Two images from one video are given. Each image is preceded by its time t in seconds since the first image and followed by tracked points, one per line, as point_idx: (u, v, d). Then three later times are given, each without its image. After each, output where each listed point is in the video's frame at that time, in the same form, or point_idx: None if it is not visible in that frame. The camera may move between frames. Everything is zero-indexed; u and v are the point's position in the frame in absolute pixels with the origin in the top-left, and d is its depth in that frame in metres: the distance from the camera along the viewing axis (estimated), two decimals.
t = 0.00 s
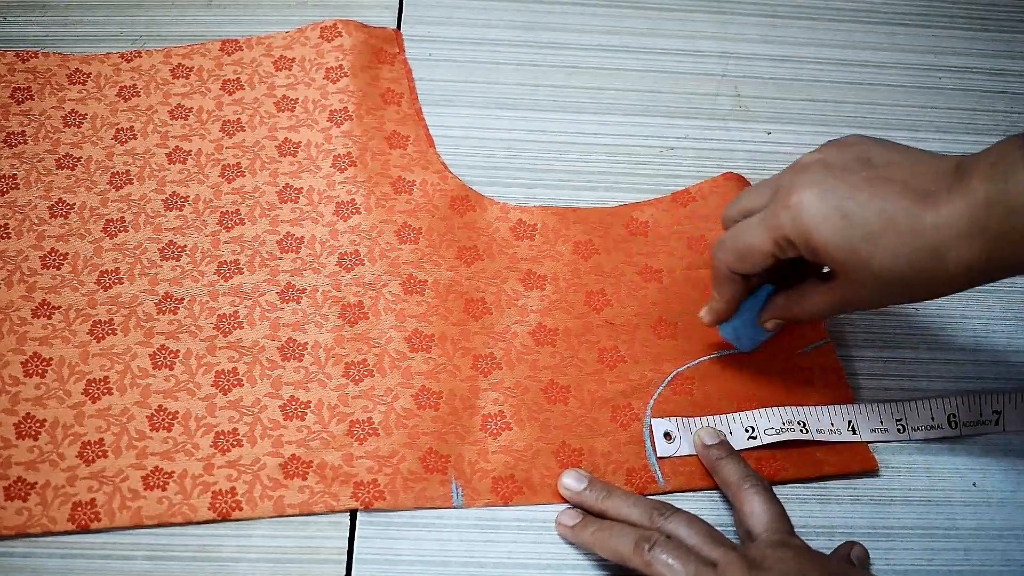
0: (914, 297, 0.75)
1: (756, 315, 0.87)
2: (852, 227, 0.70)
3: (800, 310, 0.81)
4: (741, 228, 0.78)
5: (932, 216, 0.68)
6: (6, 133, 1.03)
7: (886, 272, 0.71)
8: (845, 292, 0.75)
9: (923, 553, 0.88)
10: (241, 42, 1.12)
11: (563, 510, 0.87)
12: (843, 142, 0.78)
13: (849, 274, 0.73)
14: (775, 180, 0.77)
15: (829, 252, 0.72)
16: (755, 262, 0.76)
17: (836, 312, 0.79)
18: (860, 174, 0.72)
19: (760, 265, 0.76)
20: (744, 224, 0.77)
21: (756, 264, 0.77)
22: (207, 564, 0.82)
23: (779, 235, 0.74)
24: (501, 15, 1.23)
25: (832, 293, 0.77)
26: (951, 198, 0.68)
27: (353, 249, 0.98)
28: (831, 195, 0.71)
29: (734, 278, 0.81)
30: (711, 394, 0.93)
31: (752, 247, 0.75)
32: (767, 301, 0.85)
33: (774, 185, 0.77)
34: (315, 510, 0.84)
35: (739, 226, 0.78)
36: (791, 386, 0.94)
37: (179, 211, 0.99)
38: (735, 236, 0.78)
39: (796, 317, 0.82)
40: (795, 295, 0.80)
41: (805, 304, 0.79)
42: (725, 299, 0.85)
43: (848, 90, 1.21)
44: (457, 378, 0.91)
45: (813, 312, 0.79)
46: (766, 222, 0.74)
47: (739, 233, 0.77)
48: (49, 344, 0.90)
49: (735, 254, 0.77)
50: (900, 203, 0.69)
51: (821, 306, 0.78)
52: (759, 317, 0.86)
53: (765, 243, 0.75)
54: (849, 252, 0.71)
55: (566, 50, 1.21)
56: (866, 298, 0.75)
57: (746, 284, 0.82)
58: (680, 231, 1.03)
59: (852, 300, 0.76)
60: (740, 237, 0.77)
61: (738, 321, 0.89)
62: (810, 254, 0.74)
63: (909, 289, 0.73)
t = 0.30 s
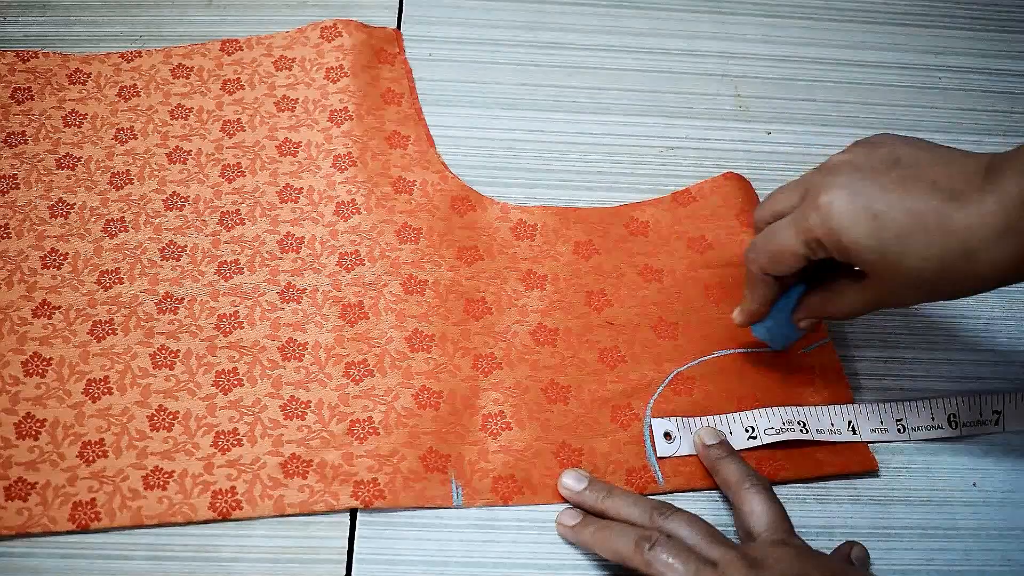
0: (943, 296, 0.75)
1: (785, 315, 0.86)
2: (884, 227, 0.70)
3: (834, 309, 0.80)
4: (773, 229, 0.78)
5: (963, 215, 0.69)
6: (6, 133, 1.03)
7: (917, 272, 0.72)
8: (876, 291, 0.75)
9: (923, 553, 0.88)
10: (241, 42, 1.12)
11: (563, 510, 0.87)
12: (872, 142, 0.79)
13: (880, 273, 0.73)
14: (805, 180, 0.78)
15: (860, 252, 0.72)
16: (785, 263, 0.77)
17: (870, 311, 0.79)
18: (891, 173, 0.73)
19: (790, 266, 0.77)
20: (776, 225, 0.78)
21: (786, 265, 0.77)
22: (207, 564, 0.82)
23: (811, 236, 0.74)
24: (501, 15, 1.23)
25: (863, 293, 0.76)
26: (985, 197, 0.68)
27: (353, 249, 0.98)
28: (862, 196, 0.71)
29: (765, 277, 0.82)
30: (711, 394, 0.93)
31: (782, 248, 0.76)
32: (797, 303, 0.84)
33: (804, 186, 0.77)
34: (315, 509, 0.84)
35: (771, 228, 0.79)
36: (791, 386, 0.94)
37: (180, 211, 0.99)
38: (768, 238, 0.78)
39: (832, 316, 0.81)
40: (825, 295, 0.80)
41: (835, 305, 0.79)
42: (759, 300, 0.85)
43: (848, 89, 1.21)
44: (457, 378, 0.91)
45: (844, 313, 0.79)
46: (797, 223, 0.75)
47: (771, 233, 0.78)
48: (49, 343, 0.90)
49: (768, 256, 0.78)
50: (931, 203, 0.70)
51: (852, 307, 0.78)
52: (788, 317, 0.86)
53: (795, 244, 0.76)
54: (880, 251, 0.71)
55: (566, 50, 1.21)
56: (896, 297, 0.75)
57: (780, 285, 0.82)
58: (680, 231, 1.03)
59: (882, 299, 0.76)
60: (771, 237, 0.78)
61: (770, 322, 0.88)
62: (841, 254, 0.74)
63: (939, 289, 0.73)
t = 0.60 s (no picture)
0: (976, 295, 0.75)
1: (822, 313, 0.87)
2: (922, 228, 0.70)
3: (873, 308, 0.81)
4: (812, 227, 0.78)
5: (1005, 216, 0.69)
6: (7, 133, 1.03)
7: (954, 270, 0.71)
8: (912, 290, 0.76)
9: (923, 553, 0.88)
10: (242, 42, 1.12)
11: (563, 509, 0.87)
12: (911, 139, 0.78)
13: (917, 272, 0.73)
14: (844, 178, 0.77)
15: (899, 250, 0.72)
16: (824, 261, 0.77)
17: (907, 309, 0.80)
18: (931, 173, 0.72)
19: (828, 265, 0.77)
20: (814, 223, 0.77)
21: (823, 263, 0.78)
22: (208, 564, 0.82)
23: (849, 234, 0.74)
24: (501, 15, 1.23)
25: (900, 292, 0.77)
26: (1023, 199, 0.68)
27: (354, 248, 0.98)
28: (903, 195, 0.71)
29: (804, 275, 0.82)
30: (711, 394, 0.93)
31: (821, 247, 0.76)
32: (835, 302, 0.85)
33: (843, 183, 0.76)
34: (315, 506, 0.84)
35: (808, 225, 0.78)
36: (791, 386, 0.94)
37: (180, 211, 0.99)
38: (806, 234, 0.78)
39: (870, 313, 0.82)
40: (865, 295, 0.81)
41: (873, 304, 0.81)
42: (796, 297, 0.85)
43: (848, 90, 1.21)
44: (457, 378, 0.91)
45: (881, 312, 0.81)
46: (836, 221, 0.75)
47: (809, 231, 0.78)
48: (50, 343, 0.90)
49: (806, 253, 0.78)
50: (973, 203, 0.69)
51: (889, 306, 0.79)
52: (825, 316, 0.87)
53: (833, 243, 0.75)
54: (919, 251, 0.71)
55: (566, 50, 1.21)
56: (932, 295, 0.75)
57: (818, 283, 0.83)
58: (681, 231, 1.03)
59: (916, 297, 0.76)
60: (809, 234, 0.77)
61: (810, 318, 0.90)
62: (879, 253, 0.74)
63: (976, 288, 0.73)
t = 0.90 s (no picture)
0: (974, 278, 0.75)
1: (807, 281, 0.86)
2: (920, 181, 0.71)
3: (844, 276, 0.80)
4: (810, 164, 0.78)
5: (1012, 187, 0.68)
6: (7, 133, 1.03)
7: (953, 239, 0.71)
8: (903, 259, 0.75)
9: (923, 553, 0.88)
10: (241, 43, 1.12)
11: (563, 510, 0.87)
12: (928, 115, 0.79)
13: (914, 235, 0.73)
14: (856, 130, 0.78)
15: (899, 202, 0.72)
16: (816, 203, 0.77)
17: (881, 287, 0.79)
18: (940, 134, 0.72)
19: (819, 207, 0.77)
20: (813, 161, 0.78)
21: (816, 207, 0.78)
22: (207, 564, 0.82)
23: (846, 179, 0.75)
24: (501, 15, 1.23)
25: (887, 261, 0.76)
26: None
27: (354, 249, 0.98)
28: (907, 147, 0.72)
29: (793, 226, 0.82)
30: (710, 395, 0.93)
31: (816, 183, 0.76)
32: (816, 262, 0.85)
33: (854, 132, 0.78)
34: (315, 511, 0.84)
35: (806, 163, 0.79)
36: (790, 386, 0.94)
37: (180, 211, 0.99)
38: (801, 172, 0.78)
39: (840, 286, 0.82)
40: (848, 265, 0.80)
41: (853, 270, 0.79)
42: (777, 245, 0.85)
43: (848, 89, 1.21)
44: (457, 379, 0.91)
45: (858, 284, 0.80)
46: (836, 165, 0.76)
47: (806, 171, 0.78)
48: (49, 344, 0.90)
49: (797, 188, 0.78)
50: (980, 172, 0.70)
51: (871, 275, 0.78)
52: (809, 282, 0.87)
53: (831, 186, 0.76)
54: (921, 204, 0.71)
55: (566, 50, 1.21)
56: (925, 270, 0.75)
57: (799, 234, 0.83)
58: (680, 231, 1.03)
59: (906, 271, 0.76)
60: (805, 174, 0.78)
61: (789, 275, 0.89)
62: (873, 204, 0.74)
63: (973, 267, 0.73)
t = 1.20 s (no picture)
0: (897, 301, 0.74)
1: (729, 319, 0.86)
2: (828, 223, 0.71)
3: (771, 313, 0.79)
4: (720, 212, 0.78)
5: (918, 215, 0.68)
6: (7, 133, 1.03)
7: (867, 272, 0.71)
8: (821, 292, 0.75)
9: (923, 553, 0.88)
10: (241, 43, 1.12)
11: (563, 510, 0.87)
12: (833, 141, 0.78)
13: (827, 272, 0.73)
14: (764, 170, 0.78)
15: (812, 246, 0.72)
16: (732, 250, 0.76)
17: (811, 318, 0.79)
18: (842, 171, 0.72)
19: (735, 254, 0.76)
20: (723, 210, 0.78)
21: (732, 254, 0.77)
22: (207, 564, 0.82)
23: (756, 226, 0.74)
24: (500, 15, 1.23)
25: (808, 297, 0.76)
26: (931, 203, 0.68)
27: (354, 249, 0.98)
28: (811, 190, 0.72)
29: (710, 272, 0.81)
30: (710, 395, 0.93)
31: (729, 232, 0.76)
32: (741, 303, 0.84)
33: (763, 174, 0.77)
34: (315, 512, 0.84)
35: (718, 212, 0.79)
36: (790, 386, 0.94)
37: (180, 212, 0.99)
38: (713, 220, 0.78)
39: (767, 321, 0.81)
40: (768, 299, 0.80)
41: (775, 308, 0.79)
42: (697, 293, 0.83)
43: (848, 89, 1.21)
44: (457, 379, 0.91)
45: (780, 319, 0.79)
46: (746, 211, 0.75)
47: (718, 218, 0.77)
48: (49, 344, 0.90)
49: (711, 238, 0.77)
50: (887, 202, 0.69)
51: (791, 310, 0.77)
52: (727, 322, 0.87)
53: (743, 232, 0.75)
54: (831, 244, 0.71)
55: (565, 50, 1.21)
56: (846, 301, 0.74)
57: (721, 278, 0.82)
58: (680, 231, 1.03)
59: (828, 304, 0.75)
60: (718, 221, 0.77)
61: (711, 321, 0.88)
62: (786, 247, 0.74)
63: (895, 295, 0.73)
